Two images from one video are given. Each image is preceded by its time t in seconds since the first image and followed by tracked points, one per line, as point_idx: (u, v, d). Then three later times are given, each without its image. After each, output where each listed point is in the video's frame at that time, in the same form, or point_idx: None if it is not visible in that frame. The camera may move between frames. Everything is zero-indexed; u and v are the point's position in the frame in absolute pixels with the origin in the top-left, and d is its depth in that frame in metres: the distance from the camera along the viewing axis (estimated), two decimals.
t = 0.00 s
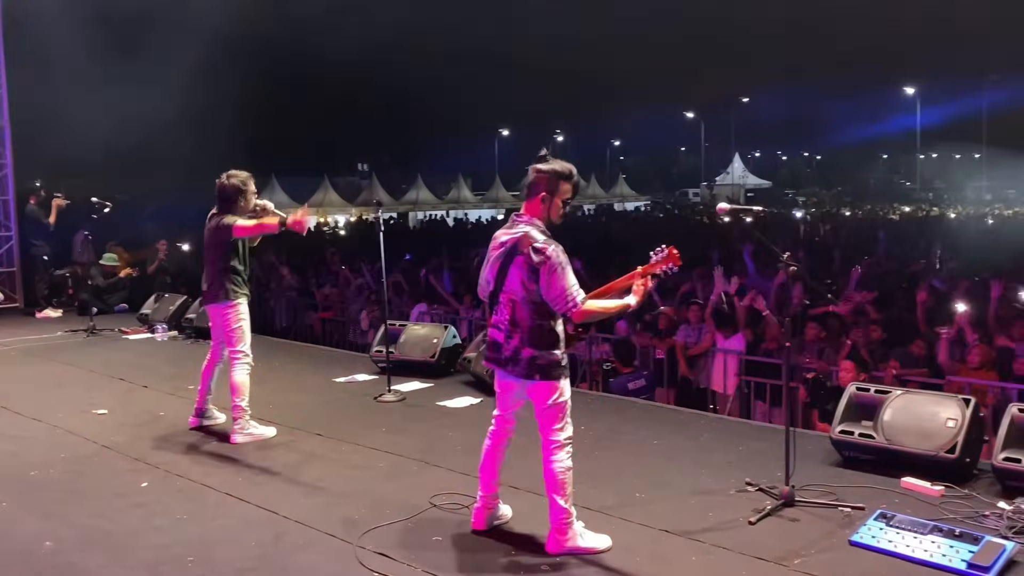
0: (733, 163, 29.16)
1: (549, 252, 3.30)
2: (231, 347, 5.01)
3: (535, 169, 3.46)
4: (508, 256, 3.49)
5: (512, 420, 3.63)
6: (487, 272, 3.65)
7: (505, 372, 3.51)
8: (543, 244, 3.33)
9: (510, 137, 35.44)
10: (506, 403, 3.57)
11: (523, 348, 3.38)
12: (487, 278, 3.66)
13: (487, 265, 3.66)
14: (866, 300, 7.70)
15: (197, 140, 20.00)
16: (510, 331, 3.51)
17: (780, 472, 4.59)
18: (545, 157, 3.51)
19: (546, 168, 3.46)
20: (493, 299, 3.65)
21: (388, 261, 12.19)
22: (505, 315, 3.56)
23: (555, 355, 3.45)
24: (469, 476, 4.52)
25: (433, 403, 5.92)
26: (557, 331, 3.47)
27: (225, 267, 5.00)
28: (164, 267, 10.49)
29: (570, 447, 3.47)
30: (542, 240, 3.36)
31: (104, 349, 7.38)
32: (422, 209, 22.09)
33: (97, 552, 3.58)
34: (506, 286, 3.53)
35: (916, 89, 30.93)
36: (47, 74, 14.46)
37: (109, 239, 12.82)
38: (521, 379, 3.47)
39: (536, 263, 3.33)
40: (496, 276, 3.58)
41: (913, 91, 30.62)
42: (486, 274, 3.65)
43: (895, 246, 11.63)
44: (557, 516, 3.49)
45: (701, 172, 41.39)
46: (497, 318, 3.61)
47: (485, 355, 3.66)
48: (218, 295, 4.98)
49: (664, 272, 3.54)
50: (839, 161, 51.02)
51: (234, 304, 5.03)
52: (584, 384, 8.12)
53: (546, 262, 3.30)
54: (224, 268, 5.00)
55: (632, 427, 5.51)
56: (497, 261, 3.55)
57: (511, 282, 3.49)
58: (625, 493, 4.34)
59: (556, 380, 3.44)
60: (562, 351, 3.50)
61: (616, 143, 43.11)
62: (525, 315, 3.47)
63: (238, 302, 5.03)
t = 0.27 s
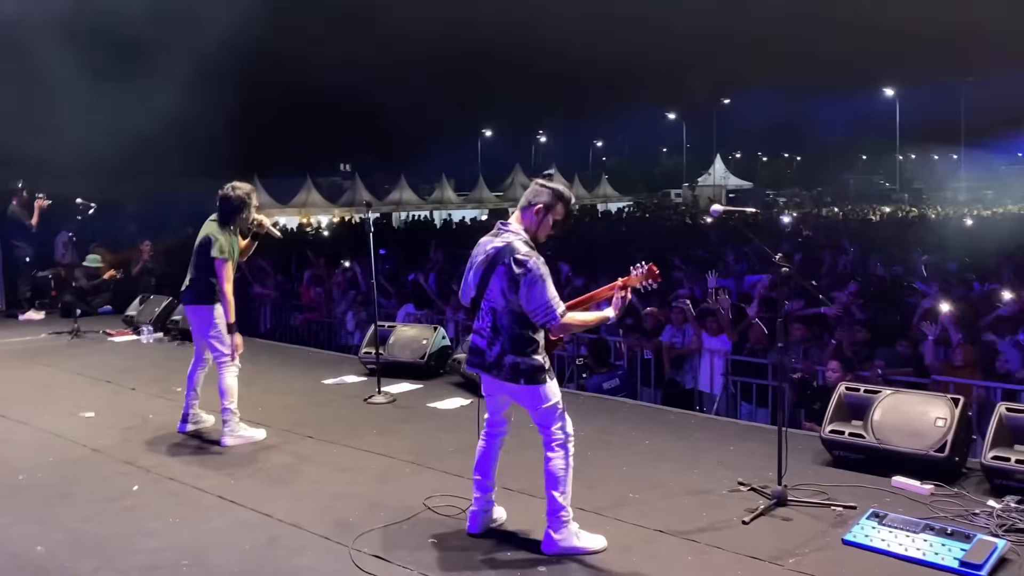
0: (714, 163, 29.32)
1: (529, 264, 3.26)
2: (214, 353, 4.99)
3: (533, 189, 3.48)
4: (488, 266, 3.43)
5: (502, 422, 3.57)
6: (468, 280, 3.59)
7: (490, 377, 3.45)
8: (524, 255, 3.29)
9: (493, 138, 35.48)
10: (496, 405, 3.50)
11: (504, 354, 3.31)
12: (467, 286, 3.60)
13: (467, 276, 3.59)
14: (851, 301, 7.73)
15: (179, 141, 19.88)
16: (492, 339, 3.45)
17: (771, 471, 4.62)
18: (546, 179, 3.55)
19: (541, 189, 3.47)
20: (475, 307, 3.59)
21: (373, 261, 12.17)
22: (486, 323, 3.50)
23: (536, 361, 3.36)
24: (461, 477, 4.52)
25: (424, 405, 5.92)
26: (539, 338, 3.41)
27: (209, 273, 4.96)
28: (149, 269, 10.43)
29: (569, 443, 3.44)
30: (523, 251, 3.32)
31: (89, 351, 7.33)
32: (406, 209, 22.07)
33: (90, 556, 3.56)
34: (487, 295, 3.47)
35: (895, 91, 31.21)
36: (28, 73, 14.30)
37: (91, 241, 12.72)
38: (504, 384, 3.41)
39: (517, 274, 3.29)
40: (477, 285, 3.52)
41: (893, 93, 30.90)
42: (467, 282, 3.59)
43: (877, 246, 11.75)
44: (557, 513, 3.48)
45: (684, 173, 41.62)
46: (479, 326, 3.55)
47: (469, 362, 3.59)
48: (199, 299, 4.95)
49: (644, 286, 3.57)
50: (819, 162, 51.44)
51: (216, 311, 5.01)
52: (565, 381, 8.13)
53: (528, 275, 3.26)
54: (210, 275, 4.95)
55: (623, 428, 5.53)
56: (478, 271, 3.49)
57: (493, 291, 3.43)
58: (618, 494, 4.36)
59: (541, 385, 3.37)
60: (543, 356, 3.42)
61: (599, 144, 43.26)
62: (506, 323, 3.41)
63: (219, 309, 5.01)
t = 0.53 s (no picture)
0: (700, 165, 29.41)
1: (535, 257, 3.22)
2: (207, 356, 4.89)
3: (523, 179, 3.42)
4: (490, 261, 3.38)
5: (498, 425, 3.51)
6: (467, 275, 3.53)
7: (489, 375, 3.40)
8: (529, 249, 3.25)
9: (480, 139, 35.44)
10: (493, 406, 3.46)
11: (506, 352, 3.27)
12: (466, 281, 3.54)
13: (467, 271, 3.53)
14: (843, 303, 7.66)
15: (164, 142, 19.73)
16: (493, 335, 3.40)
17: (770, 473, 4.60)
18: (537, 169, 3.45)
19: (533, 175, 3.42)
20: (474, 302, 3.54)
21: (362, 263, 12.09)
22: (487, 319, 3.45)
23: (538, 359, 3.33)
24: (460, 481, 4.48)
25: (418, 408, 5.88)
26: (540, 335, 3.38)
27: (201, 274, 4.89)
28: (135, 271, 10.33)
29: (562, 447, 3.38)
30: (528, 245, 3.28)
31: (78, 353, 7.24)
32: (393, 210, 21.99)
33: (84, 562, 3.49)
34: (488, 290, 3.41)
35: (879, 94, 31.38)
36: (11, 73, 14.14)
37: (76, 243, 12.59)
38: (503, 382, 3.36)
39: (522, 268, 3.25)
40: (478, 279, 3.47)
41: (878, 95, 31.08)
42: (467, 278, 3.53)
43: (866, 248, 11.79)
44: (552, 519, 3.41)
45: (669, 175, 41.73)
46: (479, 321, 3.50)
47: (468, 358, 3.53)
48: (196, 300, 4.88)
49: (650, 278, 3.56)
50: (803, 164, 51.71)
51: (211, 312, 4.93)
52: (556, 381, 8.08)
53: (533, 268, 3.22)
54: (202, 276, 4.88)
55: (620, 430, 5.50)
56: (479, 265, 3.44)
57: (494, 286, 3.38)
58: (618, 496, 4.33)
59: (540, 385, 3.33)
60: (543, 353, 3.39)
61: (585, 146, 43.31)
62: (509, 319, 3.36)
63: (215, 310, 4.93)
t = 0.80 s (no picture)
0: (683, 168, 29.50)
1: (543, 251, 3.23)
2: (198, 357, 4.86)
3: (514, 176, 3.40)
4: (497, 261, 3.37)
5: (498, 430, 3.50)
6: (474, 281, 3.52)
7: (500, 379, 3.38)
8: (536, 244, 3.27)
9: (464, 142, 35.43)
10: (497, 412, 3.43)
11: (520, 353, 3.25)
12: (473, 288, 3.52)
13: (471, 275, 3.54)
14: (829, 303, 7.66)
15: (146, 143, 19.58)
16: (504, 337, 3.38)
17: (762, 474, 4.62)
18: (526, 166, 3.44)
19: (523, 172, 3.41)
20: (482, 307, 3.51)
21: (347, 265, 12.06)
22: (496, 321, 3.43)
23: (551, 359, 3.34)
24: (452, 483, 4.47)
25: (408, 410, 5.86)
26: (551, 334, 3.37)
27: (187, 272, 4.84)
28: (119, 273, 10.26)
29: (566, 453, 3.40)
30: (533, 240, 3.29)
31: (62, 356, 7.17)
32: (377, 212, 21.93)
33: (75, 566, 3.46)
34: (496, 292, 3.41)
35: (860, 98, 31.61)
36: None
37: (59, 245, 12.49)
38: (516, 386, 3.34)
39: (531, 263, 3.25)
40: (486, 283, 3.45)
41: (859, 99, 31.31)
42: (473, 283, 3.52)
43: (850, 250, 11.86)
44: (552, 524, 3.41)
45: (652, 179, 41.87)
46: (487, 326, 3.47)
47: (476, 365, 3.50)
48: (186, 299, 4.83)
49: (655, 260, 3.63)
50: (784, 167, 52.01)
51: (202, 310, 4.89)
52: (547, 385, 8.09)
53: (542, 263, 3.22)
54: (188, 273, 4.83)
55: (610, 432, 5.52)
56: (486, 268, 3.43)
57: (503, 286, 3.37)
58: (611, 498, 4.33)
59: (552, 387, 3.34)
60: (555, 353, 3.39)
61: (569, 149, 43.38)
62: (520, 319, 3.35)
63: (207, 307, 4.89)
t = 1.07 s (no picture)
0: (672, 172, 29.54)
1: (550, 256, 3.21)
2: (192, 357, 4.82)
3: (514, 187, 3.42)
4: (505, 271, 3.37)
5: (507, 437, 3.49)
6: (482, 295, 3.51)
7: (518, 391, 3.37)
8: (541, 249, 3.24)
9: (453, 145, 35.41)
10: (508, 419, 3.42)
11: (539, 362, 3.26)
12: (482, 302, 3.52)
13: (478, 289, 3.53)
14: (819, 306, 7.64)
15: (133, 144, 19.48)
16: (518, 348, 3.36)
17: (756, 477, 4.63)
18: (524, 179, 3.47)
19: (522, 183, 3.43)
20: (493, 320, 3.50)
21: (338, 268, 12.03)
22: (509, 333, 3.42)
23: (568, 365, 3.35)
24: (446, 486, 4.46)
25: (401, 413, 5.85)
26: (566, 340, 3.39)
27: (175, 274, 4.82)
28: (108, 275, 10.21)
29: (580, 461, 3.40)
30: (538, 247, 3.27)
31: (51, 359, 7.12)
32: (366, 215, 21.89)
33: (67, 570, 3.43)
34: (507, 302, 3.40)
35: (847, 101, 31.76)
36: None
37: (46, 247, 12.42)
38: (536, 396, 3.34)
39: (539, 269, 3.24)
40: (495, 295, 3.45)
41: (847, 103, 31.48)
42: (482, 299, 3.51)
43: (840, 253, 11.90)
44: (552, 530, 3.40)
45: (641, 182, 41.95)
46: (500, 338, 3.46)
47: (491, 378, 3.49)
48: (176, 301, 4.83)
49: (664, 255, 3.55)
50: (772, 171, 52.21)
51: (193, 310, 4.88)
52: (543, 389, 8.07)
53: (549, 266, 3.21)
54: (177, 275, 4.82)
55: (604, 435, 5.52)
56: (493, 280, 3.43)
57: (514, 295, 3.37)
58: (606, 501, 4.33)
59: (572, 393, 3.36)
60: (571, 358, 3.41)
61: (558, 152, 43.41)
62: (533, 328, 3.35)
63: (198, 307, 4.89)
